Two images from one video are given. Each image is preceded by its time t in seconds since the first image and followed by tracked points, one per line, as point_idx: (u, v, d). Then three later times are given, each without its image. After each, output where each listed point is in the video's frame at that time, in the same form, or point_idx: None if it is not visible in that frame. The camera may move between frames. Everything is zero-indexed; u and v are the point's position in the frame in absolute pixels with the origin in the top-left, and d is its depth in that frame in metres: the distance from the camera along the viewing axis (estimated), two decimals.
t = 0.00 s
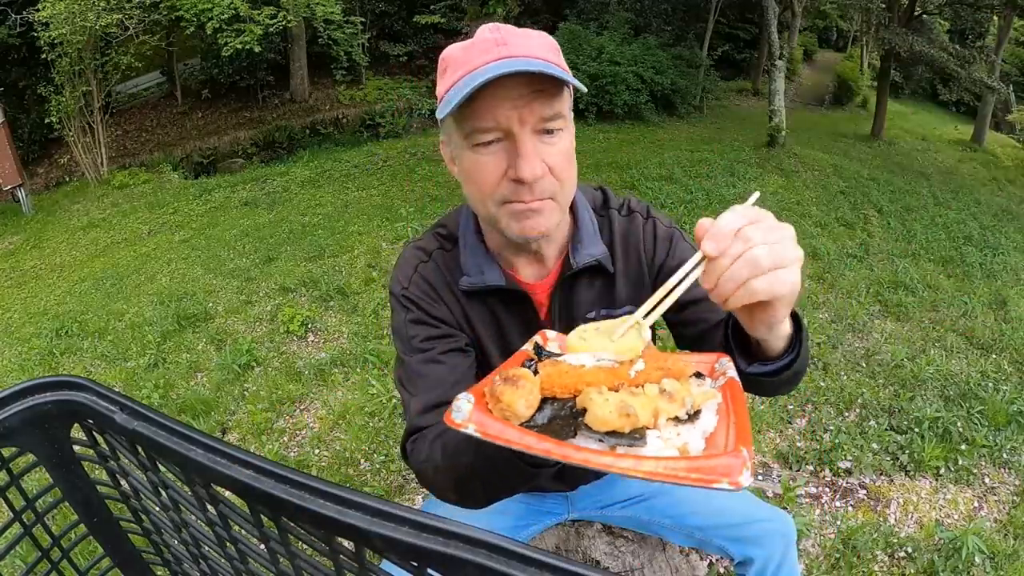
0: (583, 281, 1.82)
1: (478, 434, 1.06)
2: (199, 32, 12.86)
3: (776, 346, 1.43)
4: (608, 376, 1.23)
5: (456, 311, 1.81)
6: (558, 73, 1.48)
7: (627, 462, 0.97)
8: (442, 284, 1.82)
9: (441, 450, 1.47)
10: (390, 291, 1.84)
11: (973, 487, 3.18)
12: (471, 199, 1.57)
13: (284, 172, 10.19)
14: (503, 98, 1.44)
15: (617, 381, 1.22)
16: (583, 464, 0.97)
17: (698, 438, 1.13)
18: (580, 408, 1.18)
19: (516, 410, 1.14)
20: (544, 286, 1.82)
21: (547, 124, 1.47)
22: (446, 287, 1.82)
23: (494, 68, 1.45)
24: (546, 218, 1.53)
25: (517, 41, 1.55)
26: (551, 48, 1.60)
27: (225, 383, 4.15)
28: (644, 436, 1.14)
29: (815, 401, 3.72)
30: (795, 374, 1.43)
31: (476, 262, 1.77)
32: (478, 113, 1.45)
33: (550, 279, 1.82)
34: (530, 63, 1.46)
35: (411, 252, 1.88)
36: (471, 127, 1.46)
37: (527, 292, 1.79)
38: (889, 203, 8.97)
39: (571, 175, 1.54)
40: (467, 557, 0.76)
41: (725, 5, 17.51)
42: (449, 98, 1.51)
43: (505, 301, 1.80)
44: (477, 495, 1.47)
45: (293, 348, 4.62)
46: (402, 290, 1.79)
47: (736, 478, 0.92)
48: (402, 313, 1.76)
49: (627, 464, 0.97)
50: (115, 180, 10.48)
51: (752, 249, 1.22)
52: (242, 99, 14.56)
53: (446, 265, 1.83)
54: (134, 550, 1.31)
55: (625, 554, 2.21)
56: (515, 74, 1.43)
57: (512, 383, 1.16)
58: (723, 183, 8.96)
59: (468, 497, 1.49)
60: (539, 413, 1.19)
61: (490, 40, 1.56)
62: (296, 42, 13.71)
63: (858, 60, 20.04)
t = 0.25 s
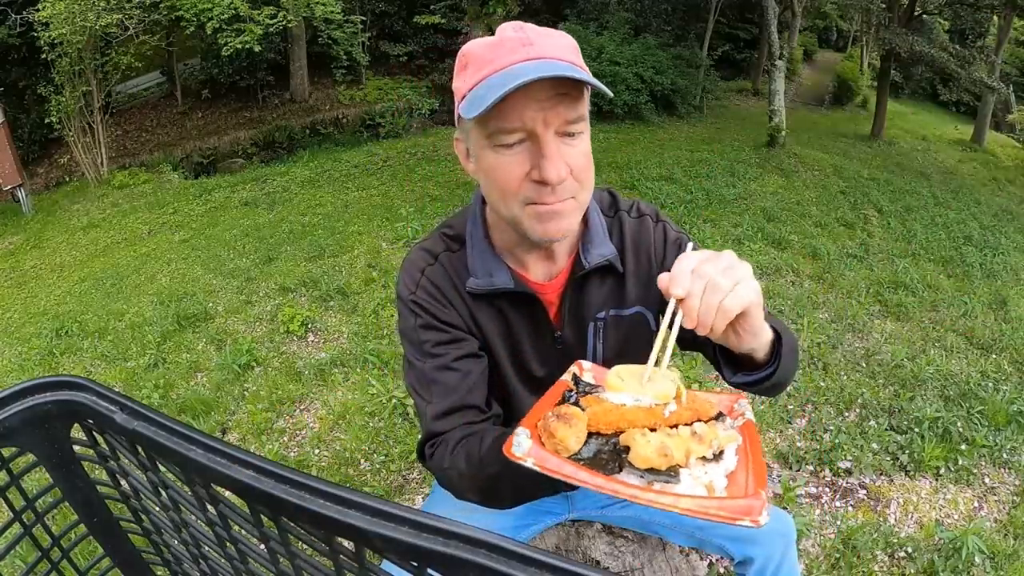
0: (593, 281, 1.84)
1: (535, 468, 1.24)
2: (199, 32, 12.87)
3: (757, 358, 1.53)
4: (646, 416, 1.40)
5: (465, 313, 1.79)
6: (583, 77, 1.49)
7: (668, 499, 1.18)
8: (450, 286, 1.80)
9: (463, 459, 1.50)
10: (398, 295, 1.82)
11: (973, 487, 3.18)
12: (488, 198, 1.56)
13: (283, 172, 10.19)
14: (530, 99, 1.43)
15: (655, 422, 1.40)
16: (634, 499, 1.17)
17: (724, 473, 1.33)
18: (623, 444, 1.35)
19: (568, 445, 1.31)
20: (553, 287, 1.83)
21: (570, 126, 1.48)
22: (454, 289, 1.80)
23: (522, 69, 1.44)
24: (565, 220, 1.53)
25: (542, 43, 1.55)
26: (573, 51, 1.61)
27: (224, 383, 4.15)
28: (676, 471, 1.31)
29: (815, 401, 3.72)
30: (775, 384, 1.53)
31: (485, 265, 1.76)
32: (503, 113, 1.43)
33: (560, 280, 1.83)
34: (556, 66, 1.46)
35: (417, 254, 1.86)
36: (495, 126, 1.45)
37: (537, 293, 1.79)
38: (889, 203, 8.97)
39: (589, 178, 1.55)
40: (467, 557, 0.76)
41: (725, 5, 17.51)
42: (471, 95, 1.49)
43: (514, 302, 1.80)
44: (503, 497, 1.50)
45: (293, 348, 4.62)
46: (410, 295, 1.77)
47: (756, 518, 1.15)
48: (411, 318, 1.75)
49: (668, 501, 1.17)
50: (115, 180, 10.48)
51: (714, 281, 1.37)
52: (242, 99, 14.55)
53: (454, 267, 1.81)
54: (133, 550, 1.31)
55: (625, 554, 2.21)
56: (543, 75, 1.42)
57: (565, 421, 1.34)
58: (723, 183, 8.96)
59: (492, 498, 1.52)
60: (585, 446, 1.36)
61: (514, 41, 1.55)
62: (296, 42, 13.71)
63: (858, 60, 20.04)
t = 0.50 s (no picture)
0: (599, 281, 1.84)
1: (557, 487, 1.21)
2: (199, 32, 12.90)
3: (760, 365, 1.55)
4: (657, 429, 1.42)
5: (469, 313, 1.79)
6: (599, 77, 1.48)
7: (686, 508, 1.18)
8: (455, 286, 1.79)
9: (471, 461, 1.51)
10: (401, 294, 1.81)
11: (973, 487, 3.18)
12: (498, 194, 1.56)
13: (283, 172, 10.19)
14: (545, 98, 1.43)
15: (665, 433, 1.41)
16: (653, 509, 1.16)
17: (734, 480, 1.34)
18: (637, 458, 1.36)
19: (585, 462, 1.31)
20: (559, 287, 1.83)
21: (583, 126, 1.48)
22: (459, 289, 1.79)
23: (537, 67, 1.44)
24: (574, 217, 1.54)
25: (559, 40, 1.54)
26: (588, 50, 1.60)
27: (224, 383, 4.15)
28: (689, 480, 1.32)
29: (815, 401, 3.73)
30: (775, 392, 1.56)
31: (490, 264, 1.76)
32: (517, 110, 1.43)
33: (566, 280, 1.83)
34: (573, 66, 1.45)
35: (421, 252, 1.86)
36: (509, 123, 1.45)
37: (542, 293, 1.79)
38: (889, 203, 8.97)
39: (599, 177, 1.55)
40: (467, 556, 0.77)
41: (725, 5, 17.51)
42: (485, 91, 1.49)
43: (519, 302, 1.79)
44: (512, 499, 1.49)
45: (293, 348, 4.62)
46: (414, 294, 1.76)
47: (770, 518, 1.16)
48: (416, 318, 1.74)
49: (685, 509, 1.18)
50: (115, 180, 10.48)
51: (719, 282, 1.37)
52: (242, 99, 14.56)
53: (459, 267, 1.81)
54: (133, 550, 1.31)
55: (625, 554, 2.21)
56: (559, 75, 1.42)
57: (580, 439, 1.34)
58: (722, 183, 8.96)
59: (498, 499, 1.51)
60: (600, 461, 1.36)
61: (530, 37, 1.54)
62: (296, 43, 13.72)
63: (857, 60, 20.05)
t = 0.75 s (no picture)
0: (599, 283, 1.83)
1: (552, 484, 1.21)
2: (199, 32, 12.92)
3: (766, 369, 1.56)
4: (650, 424, 1.42)
5: (468, 316, 1.78)
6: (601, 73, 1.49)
7: (679, 501, 1.19)
8: (454, 288, 1.78)
9: (470, 462, 1.52)
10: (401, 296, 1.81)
11: (973, 487, 3.18)
12: (499, 192, 1.56)
13: (284, 172, 10.20)
14: (546, 93, 1.43)
15: (659, 428, 1.41)
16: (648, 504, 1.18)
17: (726, 472, 1.35)
18: (630, 453, 1.35)
19: (579, 461, 1.29)
20: (558, 288, 1.83)
21: (585, 122, 1.49)
22: (458, 291, 1.79)
23: (538, 63, 1.44)
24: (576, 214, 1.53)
25: (561, 38, 1.55)
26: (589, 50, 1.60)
27: (225, 383, 4.14)
28: (683, 473, 1.33)
29: (815, 401, 3.73)
30: (777, 397, 1.57)
31: (489, 266, 1.75)
32: (519, 106, 1.44)
33: (566, 281, 1.83)
34: (575, 63, 1.46)
35: (420, 253, 1.85)
36: (511, 118, 1.45)
37: (541, 294, 1.79)
38: (890, 203, 8.97)
39: (601, 174, 1.55)
40: (466, 557, 0.77)
41: (725, 5, 17.52)
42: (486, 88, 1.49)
43: (518, 304, 1.79)
44: (512, 500, 1.50)
45: (293, 348, 4.62)
46: (414, 296, 1.76)
47: (764, 508, 1.17)
48: (415, 321, 1.75)
49: (680, 502, 1.19)
50: (115, 180, 10.47)
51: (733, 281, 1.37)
52: (242, 99, 14.57)
53: (458, 268, 1.80)
54: (133, 550, 1.31)
55: (625, 554, 2.21)
56: (561, 70, 1.43)
57: (575, 438, 1.32)
58: (722, 183, 8.97)
59: (498, 499, 1.52)
60: (594, 458, 1.34)
61: (531, 35, 1.55)
62: (296, 43, 13.73)
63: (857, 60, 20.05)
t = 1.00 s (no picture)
0: (595, 284, 1.82)
1: (559, 456, 1.22)
2: (199, 32, 12.93)
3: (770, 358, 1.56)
4: (646, 398, 1.42)
5: (465, 319, 1.79)
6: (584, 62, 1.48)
7: (679, 461, 1.18)
8: (450, 293, 1.79)
9: (472, 463, 1.55)
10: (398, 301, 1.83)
11: (973, 487, 3.18)
12: (490, 193, 1.55)
13: (284, 172, 10.19)
14: (528, 86, 1.44)
15: (655, 401, 1.42)
16: (651, 467, 1.16)
17: (722, 437, 1.33)
18: (630, 424, 1.37)
19: (582, 433, 1.30)
20: (554, 292, 1.82)
21: (570, 115, 1.48)
22: (454, 295, 1.79)
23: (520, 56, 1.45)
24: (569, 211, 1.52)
25: (543, 34, 1.55)
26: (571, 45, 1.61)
27: (225, 383, 4.14)
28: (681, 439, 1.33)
29: (815, 401, 3.73)
30: (779, 387, 1.57)
31: (484, 270, 1.76)
32: (503, 101, 1.44)
33: (562, 284, 1.82)
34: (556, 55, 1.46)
35: (417, 258, 1.86)
36: (496, 114, 1.45)
37: (537, 298, 1.79)
38: (890, 203, 8.97)
39: (590, 167, 1.54)
40: (466, 557, 0.77)
41: (725, 5, 17.51)
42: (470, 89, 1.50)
43: (514, 308, 1.79)
44: (515, 493, 1.54)
45: (293, 348, 4.63)
46: (410, 302, 1.78)
47: (759, 462, 1.16)
48: (412, 326, 1.77)
49: (679, 463, 1.18)
50: (115, 180, 10.47)
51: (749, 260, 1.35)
52: (242, 99, 14.57)
53: (454, 272, 1.80)
54: (133, 550, 1.31)
55: (625, 555, 2.21)
56: (540, 62, 1.43)
57: (576, 412, 1.34)
58: (723, 183, 8.97)
59: (503, 495, 1.56)
60: (596, 431, 1.37)
61: (513, 32, 1.55)
62: (296, 42, 13.73)
63: (858, 60, 20.04)
